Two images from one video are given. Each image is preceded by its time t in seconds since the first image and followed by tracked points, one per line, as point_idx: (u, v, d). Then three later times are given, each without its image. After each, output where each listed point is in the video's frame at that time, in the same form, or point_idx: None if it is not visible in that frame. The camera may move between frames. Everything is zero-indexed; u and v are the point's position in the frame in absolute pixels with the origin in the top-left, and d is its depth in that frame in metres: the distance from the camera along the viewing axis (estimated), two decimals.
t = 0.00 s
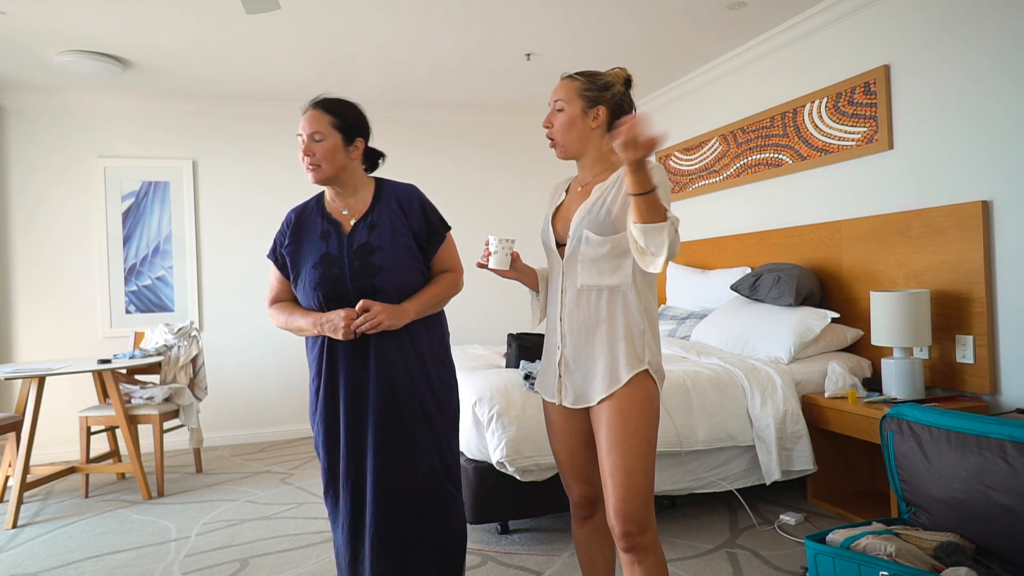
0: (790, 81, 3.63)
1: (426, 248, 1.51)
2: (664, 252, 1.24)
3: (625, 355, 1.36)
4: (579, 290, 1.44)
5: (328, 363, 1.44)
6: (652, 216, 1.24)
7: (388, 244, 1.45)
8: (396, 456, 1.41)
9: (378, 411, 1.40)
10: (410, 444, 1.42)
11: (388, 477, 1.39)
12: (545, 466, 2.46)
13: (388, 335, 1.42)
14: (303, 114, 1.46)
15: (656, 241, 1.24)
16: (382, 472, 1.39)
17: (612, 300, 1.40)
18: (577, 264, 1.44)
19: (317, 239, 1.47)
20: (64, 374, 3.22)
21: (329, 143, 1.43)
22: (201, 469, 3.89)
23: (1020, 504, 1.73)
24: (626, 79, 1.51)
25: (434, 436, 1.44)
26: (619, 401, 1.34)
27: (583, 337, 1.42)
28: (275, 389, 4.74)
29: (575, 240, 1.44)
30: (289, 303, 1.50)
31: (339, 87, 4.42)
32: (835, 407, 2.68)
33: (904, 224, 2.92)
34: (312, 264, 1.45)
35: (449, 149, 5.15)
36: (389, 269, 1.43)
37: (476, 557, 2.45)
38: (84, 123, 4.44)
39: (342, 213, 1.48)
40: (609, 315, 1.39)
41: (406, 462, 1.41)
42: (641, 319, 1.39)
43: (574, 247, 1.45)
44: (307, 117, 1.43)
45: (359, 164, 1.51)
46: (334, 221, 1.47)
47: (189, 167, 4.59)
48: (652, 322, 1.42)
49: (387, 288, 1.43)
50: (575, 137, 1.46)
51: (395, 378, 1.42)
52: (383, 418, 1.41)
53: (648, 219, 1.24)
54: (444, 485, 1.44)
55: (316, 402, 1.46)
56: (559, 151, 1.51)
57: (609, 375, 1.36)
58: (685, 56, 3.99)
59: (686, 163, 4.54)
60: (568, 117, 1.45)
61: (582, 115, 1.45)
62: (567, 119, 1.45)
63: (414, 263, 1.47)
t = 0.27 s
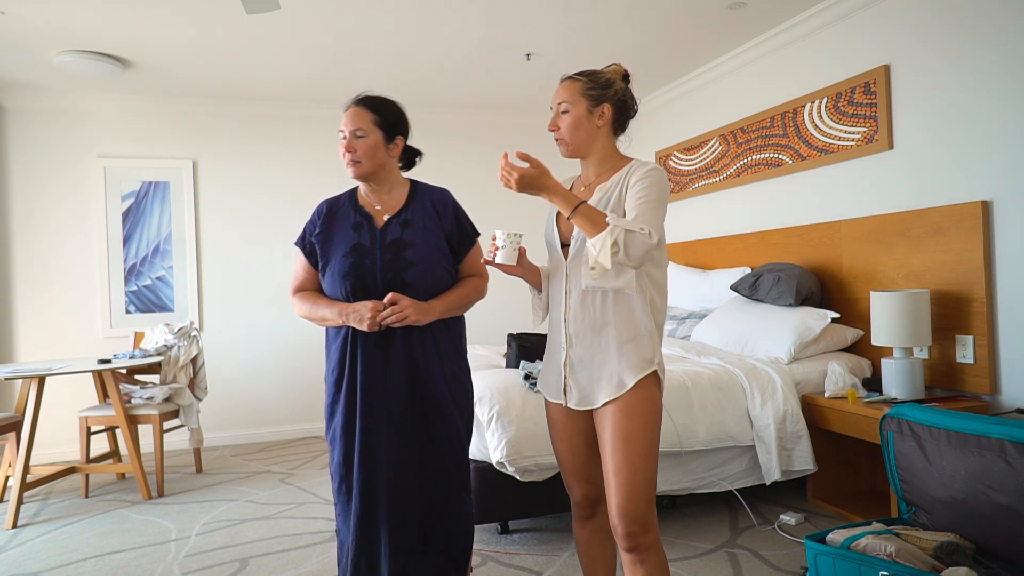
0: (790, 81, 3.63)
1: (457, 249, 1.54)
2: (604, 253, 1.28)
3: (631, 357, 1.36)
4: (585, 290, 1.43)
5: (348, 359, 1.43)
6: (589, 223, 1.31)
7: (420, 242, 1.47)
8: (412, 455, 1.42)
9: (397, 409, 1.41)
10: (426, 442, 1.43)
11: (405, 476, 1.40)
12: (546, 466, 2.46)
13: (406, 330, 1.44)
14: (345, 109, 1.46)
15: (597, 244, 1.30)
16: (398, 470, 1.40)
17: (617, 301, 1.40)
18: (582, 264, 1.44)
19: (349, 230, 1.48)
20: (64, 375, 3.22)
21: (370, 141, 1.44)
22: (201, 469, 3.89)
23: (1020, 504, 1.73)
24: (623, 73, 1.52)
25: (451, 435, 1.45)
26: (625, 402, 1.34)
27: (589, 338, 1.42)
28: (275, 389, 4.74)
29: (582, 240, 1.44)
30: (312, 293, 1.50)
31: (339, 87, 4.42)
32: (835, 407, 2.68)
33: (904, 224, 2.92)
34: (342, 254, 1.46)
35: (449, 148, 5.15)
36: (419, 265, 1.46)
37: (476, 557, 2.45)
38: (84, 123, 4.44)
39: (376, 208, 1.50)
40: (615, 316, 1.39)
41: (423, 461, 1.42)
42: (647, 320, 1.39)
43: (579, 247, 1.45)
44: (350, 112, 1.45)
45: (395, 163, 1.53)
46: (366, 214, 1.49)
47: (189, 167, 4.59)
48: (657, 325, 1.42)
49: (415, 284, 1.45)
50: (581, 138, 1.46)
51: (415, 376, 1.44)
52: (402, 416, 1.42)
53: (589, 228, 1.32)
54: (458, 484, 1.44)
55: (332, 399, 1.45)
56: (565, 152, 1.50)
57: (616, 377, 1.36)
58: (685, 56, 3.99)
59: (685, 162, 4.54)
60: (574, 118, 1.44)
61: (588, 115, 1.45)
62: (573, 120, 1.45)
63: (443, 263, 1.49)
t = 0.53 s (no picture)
0: (790, 81, 3.63)
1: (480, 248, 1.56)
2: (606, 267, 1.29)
3: (629, 357, 1.35)
4: (583, 291, 1.44)
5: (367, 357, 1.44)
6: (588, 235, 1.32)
7: (447, 241, 1.49)
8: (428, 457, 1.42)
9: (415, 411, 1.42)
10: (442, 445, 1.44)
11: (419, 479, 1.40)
12: (546, 466, 2.46)
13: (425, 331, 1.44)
14: (371, 110, 1.47)
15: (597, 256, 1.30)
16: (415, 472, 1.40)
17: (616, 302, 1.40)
18: (580, 265, 1.44)
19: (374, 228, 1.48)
20: (64, 375, 3.22)
21: (398, 142, 1.45)
22: (201, 469, 3.89)
23: (1020, 504, 1.73)
24: (618, 72, 1.52)
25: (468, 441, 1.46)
26: (623, 403, 1.34)
27: (588, 338, 1.42)
28: (275, 389, 4.74)
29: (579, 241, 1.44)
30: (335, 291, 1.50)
31: (339, 87, 4.42)
32: (835, 407, 2.68)
33: (904, 224, 2.92)
34: (367, 252, 1.46)
35: (449, 149, 5.15)
36: (446, 264, 1.47)
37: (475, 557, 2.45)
38: (85, 123, 4.44)
39: (400, 207, 1.50)
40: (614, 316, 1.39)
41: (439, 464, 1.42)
42: (644, 322, 1.38)
43: (577, 248, 1.45)
44: (376, 113, 1.45)
45: (420, 163, 1.53)
46: (391, 212, 1.49)
47: (189, 167, 4.59)
48: (656, 326, 1.42)
49: (442, 283, 1.46)
50: (580, 139, 1.46)
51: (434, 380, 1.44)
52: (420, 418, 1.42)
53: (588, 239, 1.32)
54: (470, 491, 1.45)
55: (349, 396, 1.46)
56: (563, 153, 1.50)
57: (614, 378, 1.36)
58: (685, 56, 3.99)
59: (685, 163, 4.54)
60: (571, 118, 1.44)
61: (585, 115, 1.45)
62: (571, 120, 1.44)
63: (468, 263, 1.51)
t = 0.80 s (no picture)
0: (790, 80, 3.63)
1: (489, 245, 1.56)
2: (648, 278, 1.29)
3: (627, 359, 1.36)
4: (581, 292, 1.43)
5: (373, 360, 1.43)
6: (625, 247, 1.31)
7: (456, 239, 1.49)
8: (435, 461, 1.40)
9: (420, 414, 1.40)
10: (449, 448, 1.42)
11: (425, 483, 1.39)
12: (546, 466, 2.46)
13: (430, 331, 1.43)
14: (377, 113, 1.46)
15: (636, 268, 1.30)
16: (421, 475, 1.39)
17: (613, 304, 1.40)
18: (578, 266, 1.44)
19: (383, 228, 1.49)
20: (64, 375, 3.22)
21: (406, 143, 1.45)
22: (201, 469, 3.89)
23: (1020, 504, 1.73)
24: (613, 72, 1.52)
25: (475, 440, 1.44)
26: (621, 404, 1.34)
27: (587, 339, 1.42)
28: (275, 389, 4.74)
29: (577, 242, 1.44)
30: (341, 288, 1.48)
31: (339, 87, 4.42)
32: (835, 407, 2.68)
33: (904, 224, 2.92)
34: (377, 250, 1.47)
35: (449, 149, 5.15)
36: (454, 262, 1.48)
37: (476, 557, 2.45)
38: (85, 123, 4.44)
39: (408, 208, 1.51)
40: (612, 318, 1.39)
41: (446, 467, 1.41)
42: (640, 325, 1.39)
43: (574, 249, 1.45)
44: (384, 115, 1.45)
45: (428, 163, 1.54)
46: (400, 211, 1.50)
47: (189, 167, 4.59)
48: (654, 327, 1.42)
49: (450, 280, 1.47)
50: (576, 139, 1.46)
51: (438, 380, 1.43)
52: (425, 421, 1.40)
53: (623, 250, 1.31)
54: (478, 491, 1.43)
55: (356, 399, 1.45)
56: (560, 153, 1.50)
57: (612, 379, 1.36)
58: (685, 56, 3.99)
59: (685, 163, 4.54)
60: (568, 118, 1.44)
61: (581, 115, 1.45)
62: (568, 120, 1.44)
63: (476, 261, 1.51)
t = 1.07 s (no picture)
0: (790, 81, 3.63)
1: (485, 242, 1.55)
2: (653, 271, 1.30)
3: (629, 358, 1.36)
4: (582, 292, 1.43)
5: (373, 356, 1.42)
6: (639, 233, 1.32)
7: (452, 236, 1.49)
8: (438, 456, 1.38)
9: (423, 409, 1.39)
10: (453, 447, 1.40)
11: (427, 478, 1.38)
12: (546, 466, 2.47)
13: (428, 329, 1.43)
14: (375, 113, 1.48)
15: (644, 256, 1.31)
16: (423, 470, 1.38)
17: (617, 303, 1.40)
18: (580, 265, 1.44)
19: (382, 221, 1.49)
20: (64, 374, 3.22)
21: (401, 142, 1.45)
22: (200, 469, 3.89)
23: (1020, 504, 1.73)
24: (609, 71, 1.52)
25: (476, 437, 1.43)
26: (623, 403, 1.34)
27: (590, 339, 1.42)
28: (275, 389, 4.74)
29: (578, 241, 1.44)
30: (347, 265, 1.43)
31: (339, 87, 4.42)
32: (835, 407, 2.68)
33: (905, 224, 2.92)
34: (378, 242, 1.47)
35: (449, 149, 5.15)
36: (449, 258, 1.48)
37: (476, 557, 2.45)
38: (85, 123, 4.44)
39: (405, 206, 1.51)
40: (614, 316, 1.40)
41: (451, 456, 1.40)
42: (644, 324, 1.40)
43: (575, 249, 1.45)
44: (380, 115, 1.46)
45: (425, 162, 1.54)
46: (398, 208, 1.50)
47: (189, 167, 4.59)
48: (655, 327, 1.42)
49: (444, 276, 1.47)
50: (575, 139, 1.45)
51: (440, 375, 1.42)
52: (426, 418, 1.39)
53: (635, 237, 1.32)
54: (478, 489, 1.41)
55: (355, 395, 1.43)
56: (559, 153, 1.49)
57: (613, 379, 1.36)
58: (685, 56, 3.99)
59: (685, 163, 4.54)
60: (567, 118, 1.44)
61: (580, 115, 1.45)
62: (567, 120, 1.44)
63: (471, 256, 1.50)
